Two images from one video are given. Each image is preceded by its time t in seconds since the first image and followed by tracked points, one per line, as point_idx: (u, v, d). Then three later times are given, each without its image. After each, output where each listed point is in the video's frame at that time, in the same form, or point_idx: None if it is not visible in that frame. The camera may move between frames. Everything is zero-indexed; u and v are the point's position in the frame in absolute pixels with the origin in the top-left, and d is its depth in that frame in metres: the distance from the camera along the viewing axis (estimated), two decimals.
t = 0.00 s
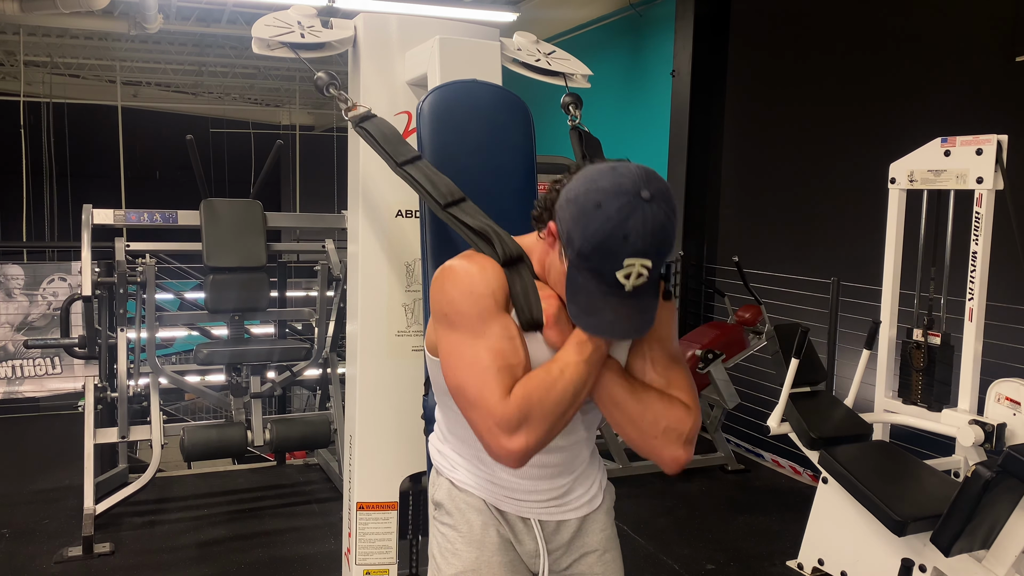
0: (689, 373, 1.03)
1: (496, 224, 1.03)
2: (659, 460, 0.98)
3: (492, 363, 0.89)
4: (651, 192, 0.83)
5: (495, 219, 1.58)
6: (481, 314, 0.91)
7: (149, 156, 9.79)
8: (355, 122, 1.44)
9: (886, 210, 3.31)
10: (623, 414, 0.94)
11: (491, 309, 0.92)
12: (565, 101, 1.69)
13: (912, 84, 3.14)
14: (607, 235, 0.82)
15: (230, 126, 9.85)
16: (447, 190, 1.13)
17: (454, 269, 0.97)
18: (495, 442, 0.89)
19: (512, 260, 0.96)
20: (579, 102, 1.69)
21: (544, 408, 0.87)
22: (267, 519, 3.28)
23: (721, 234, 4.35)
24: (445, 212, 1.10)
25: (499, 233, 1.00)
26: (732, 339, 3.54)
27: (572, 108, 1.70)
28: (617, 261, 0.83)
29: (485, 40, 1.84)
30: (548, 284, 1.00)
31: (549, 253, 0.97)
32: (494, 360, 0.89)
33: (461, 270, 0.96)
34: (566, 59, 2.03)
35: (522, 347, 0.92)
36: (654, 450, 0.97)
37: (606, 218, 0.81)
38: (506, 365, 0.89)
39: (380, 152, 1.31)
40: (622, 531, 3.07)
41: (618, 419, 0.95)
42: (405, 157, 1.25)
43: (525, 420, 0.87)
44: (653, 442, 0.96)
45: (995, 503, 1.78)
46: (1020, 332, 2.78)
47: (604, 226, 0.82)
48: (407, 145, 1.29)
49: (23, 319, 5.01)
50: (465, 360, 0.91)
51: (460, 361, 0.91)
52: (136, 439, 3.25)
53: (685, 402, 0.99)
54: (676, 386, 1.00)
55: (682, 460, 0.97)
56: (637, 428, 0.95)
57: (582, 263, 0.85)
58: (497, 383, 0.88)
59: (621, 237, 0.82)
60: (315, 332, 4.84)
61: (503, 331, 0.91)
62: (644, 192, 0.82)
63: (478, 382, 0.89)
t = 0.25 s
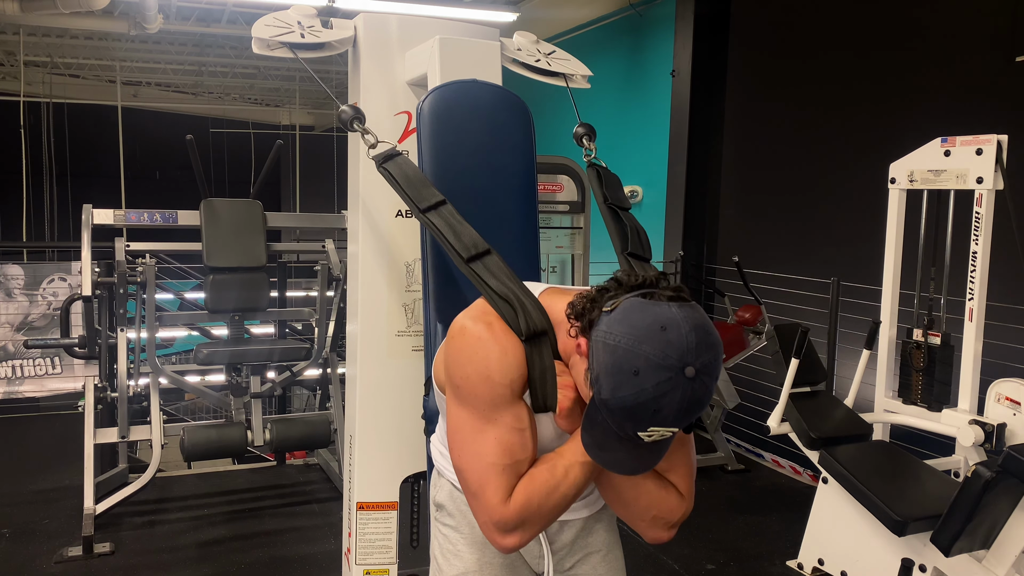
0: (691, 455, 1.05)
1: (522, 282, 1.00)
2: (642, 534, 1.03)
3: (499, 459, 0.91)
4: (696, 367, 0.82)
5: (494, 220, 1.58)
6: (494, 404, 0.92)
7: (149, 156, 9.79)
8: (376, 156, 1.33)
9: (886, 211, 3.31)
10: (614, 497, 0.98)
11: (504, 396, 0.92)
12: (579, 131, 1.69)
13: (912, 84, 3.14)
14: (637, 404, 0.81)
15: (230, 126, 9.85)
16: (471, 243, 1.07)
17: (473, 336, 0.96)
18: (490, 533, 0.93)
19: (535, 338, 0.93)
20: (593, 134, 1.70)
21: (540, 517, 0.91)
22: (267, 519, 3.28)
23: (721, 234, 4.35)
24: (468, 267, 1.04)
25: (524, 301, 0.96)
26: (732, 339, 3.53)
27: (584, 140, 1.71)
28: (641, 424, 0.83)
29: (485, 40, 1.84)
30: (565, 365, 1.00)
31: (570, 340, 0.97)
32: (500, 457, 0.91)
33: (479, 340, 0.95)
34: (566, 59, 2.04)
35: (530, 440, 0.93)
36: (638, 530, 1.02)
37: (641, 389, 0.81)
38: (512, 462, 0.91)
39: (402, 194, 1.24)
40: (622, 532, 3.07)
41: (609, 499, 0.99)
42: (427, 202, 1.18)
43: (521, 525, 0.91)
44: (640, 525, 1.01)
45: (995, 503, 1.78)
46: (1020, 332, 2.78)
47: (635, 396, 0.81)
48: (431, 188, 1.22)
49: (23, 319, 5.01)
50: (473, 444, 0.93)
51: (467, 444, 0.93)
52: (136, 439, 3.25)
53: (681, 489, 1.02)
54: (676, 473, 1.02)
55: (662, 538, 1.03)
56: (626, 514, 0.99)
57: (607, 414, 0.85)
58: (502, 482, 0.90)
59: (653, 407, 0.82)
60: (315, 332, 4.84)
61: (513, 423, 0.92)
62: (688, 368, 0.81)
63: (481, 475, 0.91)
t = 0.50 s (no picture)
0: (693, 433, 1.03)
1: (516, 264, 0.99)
2: (646, 516, 1.02)
3: (498, 437, 0.89)
4: (690, 326, 0.78)
5: (494, 220, 1.58)
6: (491, 381, 0.91)
7: (149, 156, 9.79)
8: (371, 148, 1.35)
9: (886, 210, 3.31)
10: (617, 477, 0.97)
11: (500, 375, 0.91)
12: (574, 123, 1.69)
13: (912, 84, 3.14)
14: (634, 366, 0.77)
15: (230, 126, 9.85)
16: (465, 228, 1.08)
17: (467, 319, 0.95)
18: (492, 513, 0.92)
19: (530, 317, 0.92)
20: (588, 125, 1.69)
21: (542, 493, 0.89)
22: (267, 519, 3.29)
23: (722, 234, 4.35)
24: (464, 252, 1.05)
25: (518, 281, 0.96)
26: (733, 339, 3.53)
27: (580, 131, 1.71)
28: (638, 388, 0.79)
29: (485, 40, 1.84)
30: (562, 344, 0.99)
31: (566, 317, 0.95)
32: (498, 435, 0.89)
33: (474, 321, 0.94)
34: (566, 59, 2.04)
35: (529, 418, 0.92)
36: (642, 510, 1.00)
37: (636, 351, 0.77)
38: (510, 440, 0.90)
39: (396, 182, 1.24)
40: (623, 532, 3.07)
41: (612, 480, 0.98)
42: (422, 190, 1.19)
43: (523, 502, 0.89)
44: (643, 505, 0.99)
45: (995, 503, 1.78)
46: (1020, 332, 2.78)
47: (631, 357, 0.77)
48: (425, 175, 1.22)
49: (23, 319, 5.01)
50: (470, 424, 0.92)
51: (465, 423, 0.92)
52: (136, 439, 3.25)
53: (684, 469, 1.00)
54: (679, 454, 1.00)
55: (668, 521, 1.01)
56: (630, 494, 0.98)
57: (603, 381, 0.80)
58: (501, 459, 0.89)
59: (649, 370, 0.78)
60: (315, 332, 4.85)
61: (510, 401, 0.91)
62: (682, 326, 0.78)
63: (480, 453, 0.90)
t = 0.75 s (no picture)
0: (690, 389, 1.06)
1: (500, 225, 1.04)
2: (655, 475, 1.01)
3: (497, 380, 0.90)
4: (666, 225, 0.80)
5: (495, 219, 1.57)
6: (486, 329, 0.93)
7: (149, 156, 9.79)
8: (359, 125, 1.43)
9: (886, 210, 3.31)
10: (620, 427, 0.97)
11: (496, 323, 0.93)
12: (568, 105, 1.70)
13: (912, 84, 3.14)
14: (617, 267, 0.79)
15: (230, 126, 9.85)
16: (452, 196, 1.12)
17: (460, 279, 0.97)
18: (497, 459, 0.91)
19: (518, 270, 0.96)
20: (582, 106, 1.71)
21: (546, 431, 0.89)
22: (267, 519, 3.29)
23: (722, 234, 4.35)
24: (451, 219, 1.09)
25: (506, 241, 1.00)
26: (733, 338, 3.53)
27: (573, 113, 1.72)
28: (626, 292, 0.81)
29: (485, 40, 1.84)
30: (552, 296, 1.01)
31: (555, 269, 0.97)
32: (497, 378, 0.90)
33: (467, 279, 0.97)
34: (566, 59, 2.04)
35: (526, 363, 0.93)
36: (651, 464, 1.00)
37: (617, 251, 0.79)
38: (510, 382, 0.91)
39: (385, 156, 1.31)
40: (622, 532, 3.07)
41: (616, 433, 0.98)
42: (410, 161, 1.25)
43: (527, 439, 0.89)
44: (651, 457, 0.99)
45: (995, 503, 1.78)
46: (1020, 332, 2.78)
47: (613, 259, 0.79)
48: (412, 150, 1.28)
49: (23, 319, 5.01)
50: (470, 373, 0.93)
51: (464, 372, 0.93)
52: (136, 439, 3.25)
53: (684, 418, 1.02)
54: (676, 403, 1.02)
55: (679, 475, 1.01)
56: (636, 445, 0.98)
57: (590, 293, 0.83)
58: (502, 399, 0.90)
59: (631, 270, 0.79)
60: (315, 332, 4.85)
61: (507, 346, 0.92)
62: (658, 225, 0.80)
63: (481, 398, 0.91)
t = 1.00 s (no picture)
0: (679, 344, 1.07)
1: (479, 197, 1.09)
2: (655, 427, 1.00)
3: (489, 328, 0.90)
4: (630, 148, 0.87)
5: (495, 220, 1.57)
6: (474, 284, 0.93)
7: (149, 156, 9.79)
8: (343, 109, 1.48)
9: (886, 210, 3.31)
10: (615, 378, 0.96)
11: (484, 279, 0.94)
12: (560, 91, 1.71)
13: (912, 84, 3.14)
14: (590, 189, 0.85)
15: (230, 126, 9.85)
16: (436, 172, 1.16)
17: (445, 247, 0.98)
18: (494, 406, 0.90)
19: (501, 237, 0.98)
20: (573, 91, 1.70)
21: (541, 371, 0.89)
22: (267, 519, 3.29)
23: (721, 234, 4.35)
24: (435, 194, 1.13)
25: (486, 211, 1.04)
26: (733, 339, 3.53)
27: (566, 96, 1.72)
28: (601, 215, 0.87)
29: (485, 40, 1.84)
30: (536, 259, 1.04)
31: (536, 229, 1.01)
32: (488, 326, 0.90)
33: (451, 248, 0.98)
34: (566, 59, 2.04)
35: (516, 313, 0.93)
36: (650, 415, 0.98)
37: (588, 174, 0.85)
38: (501, 330, 0.91)
39: (369, 135, 1.34)
40: (622, 531, 3.07)
41: (612, 387, 0.96)
42: (394, 141, 1.26)
43: (523, 378, 0.88)
44: (649, 406, 0.98)
45: (995, 503, 1.78)
46: (1020, 332, 2.78)
47: (586, 182, 0.86)
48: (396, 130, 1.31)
49: (23, 319, 5.01)
50: (459, 328, 0.92)
51: (454, 328, 0.93)
52: (136, 438, 3.24)
53: (677, 367, 1.02)
54: (667, 354, 1.03)
55: (679, 425, 0.99)
56: (632, 395, 0.97)
57: (569, 223, 0.88)
58: (495, 345, 0.90)
59: (603, 190, 0.86)
60: (315, 332, 4.85)
61: (496, 299, 0.92)
62: (622, 149, 0.86)
63: (474, 347, 0.90)
